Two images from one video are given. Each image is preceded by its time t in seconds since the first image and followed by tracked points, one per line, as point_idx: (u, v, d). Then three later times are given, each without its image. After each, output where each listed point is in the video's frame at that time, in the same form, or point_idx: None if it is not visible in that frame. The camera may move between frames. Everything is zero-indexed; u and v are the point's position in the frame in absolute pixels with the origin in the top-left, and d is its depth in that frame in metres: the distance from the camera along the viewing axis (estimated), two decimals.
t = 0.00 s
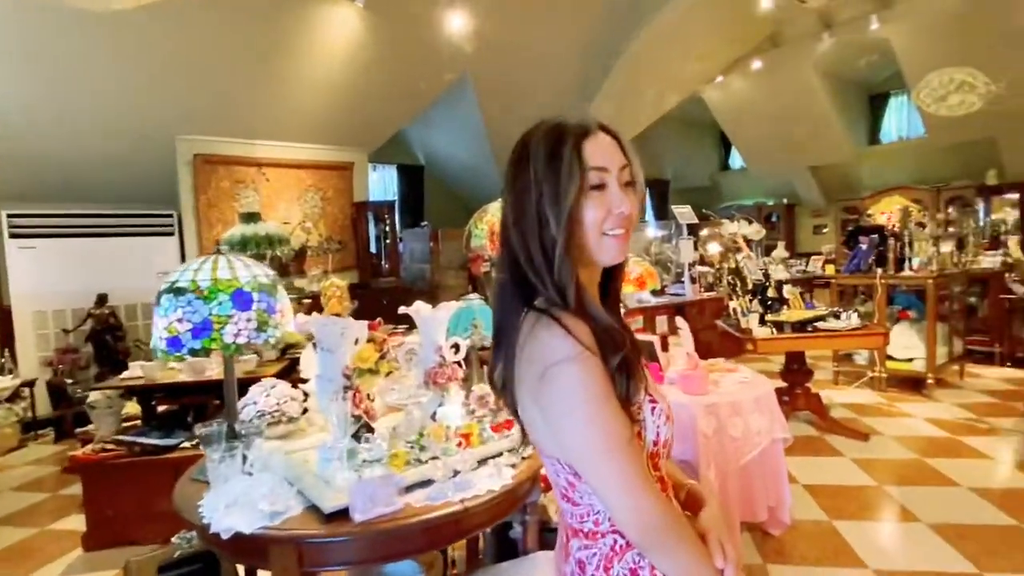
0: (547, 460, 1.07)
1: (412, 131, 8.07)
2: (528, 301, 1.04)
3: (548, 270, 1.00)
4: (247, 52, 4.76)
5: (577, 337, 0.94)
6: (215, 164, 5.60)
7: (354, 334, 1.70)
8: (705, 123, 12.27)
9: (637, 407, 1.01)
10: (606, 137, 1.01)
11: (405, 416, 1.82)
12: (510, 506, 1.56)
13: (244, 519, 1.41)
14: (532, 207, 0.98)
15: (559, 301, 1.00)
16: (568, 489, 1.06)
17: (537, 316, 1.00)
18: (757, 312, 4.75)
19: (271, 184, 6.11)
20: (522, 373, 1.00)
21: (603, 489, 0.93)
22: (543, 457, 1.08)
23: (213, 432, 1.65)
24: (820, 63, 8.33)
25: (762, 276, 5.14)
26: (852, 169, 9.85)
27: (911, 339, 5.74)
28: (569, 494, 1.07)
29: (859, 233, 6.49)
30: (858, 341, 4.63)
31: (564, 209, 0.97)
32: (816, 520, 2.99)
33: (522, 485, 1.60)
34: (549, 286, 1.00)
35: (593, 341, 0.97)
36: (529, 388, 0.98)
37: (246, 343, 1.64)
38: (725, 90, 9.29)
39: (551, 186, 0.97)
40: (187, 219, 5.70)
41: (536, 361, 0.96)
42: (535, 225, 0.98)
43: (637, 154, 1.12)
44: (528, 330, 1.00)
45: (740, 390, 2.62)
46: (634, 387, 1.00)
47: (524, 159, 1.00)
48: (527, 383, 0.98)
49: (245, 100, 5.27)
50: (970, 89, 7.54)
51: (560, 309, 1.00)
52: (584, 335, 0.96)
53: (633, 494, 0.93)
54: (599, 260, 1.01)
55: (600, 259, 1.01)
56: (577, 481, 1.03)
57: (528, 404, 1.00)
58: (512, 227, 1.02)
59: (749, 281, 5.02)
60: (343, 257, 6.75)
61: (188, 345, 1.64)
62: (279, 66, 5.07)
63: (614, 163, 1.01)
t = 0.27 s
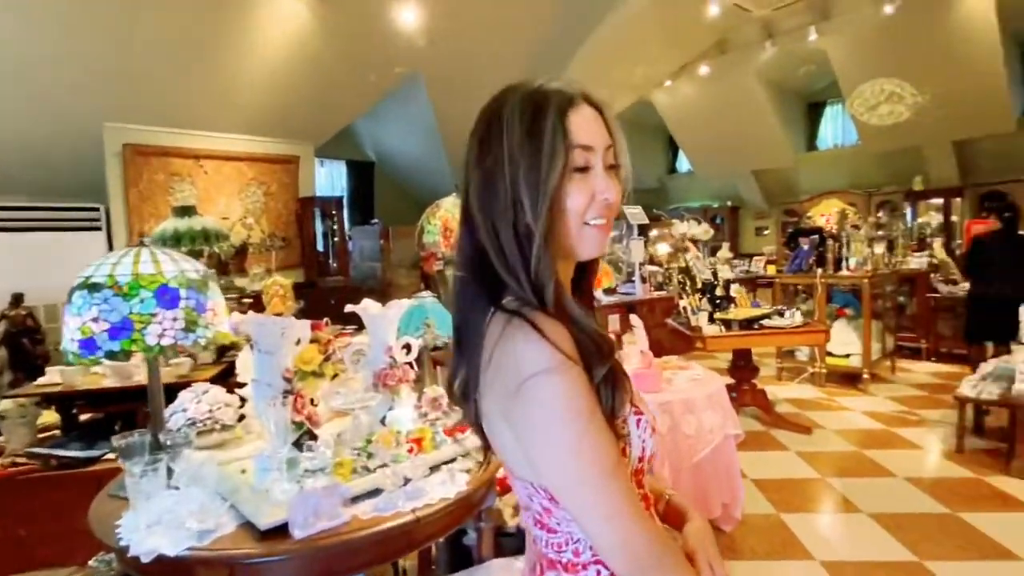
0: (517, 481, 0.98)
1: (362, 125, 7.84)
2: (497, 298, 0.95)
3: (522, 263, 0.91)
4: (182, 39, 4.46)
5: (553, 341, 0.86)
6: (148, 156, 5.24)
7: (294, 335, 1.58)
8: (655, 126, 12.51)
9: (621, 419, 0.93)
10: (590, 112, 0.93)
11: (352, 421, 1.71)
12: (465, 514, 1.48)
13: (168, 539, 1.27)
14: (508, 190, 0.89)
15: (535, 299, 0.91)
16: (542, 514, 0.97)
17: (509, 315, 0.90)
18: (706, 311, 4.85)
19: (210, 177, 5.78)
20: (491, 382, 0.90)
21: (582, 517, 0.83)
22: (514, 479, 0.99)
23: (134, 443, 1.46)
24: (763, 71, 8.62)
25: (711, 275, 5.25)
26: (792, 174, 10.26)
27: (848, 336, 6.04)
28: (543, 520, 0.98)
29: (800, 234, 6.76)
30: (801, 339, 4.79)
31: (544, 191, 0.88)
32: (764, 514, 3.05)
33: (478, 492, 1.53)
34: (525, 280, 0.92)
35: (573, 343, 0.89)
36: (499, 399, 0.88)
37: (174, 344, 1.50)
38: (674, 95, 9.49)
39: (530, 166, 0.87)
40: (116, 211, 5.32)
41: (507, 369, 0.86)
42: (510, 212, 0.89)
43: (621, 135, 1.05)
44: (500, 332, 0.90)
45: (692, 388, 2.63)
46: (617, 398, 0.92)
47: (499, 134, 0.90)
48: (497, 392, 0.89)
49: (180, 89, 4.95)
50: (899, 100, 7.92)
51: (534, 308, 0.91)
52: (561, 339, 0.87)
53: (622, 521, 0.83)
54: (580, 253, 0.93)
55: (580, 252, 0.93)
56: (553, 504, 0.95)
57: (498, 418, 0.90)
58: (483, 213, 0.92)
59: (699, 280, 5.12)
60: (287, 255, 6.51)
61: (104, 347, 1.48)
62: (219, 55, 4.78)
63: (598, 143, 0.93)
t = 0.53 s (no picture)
0: (517, 507, 0.89)
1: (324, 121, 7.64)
2: (502, 304, 0.86)
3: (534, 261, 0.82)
4: (131, 24, 4.23)
5: (568, 349, 0.77)
6: (95, 148, 4.97)
7: (253, 338, 1.49)
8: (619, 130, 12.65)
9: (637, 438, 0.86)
10: (610, 105, 0.86)
11: (315, 428, 1.63)
12: (436, 524, 1.43)
13: (113, 560, 1.17)
14: (521, 178, 0.81)
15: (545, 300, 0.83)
16: (542, 543, 0.89)
17: (516, 321, 0.82)
18: (671, 312, 4.92)
19: (162, 172, 5.53)
20: (496, 395, 0.81)
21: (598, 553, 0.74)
22: (513, 505, 0.90)
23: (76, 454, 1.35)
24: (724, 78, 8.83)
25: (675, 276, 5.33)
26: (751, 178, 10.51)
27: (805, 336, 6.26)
28: (541, 550, 0.90)
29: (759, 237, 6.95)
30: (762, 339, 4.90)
31: (563, 181, 0.80)
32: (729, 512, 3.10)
33: (448, 500, 1.48)
34: (535, 281, 0.84)
35: (588, 352, 0.82)
36: (505, 416, 0.79)
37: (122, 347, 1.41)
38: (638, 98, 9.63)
39: (547, 152, 0.80)
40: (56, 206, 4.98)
41: (516, 380, 0.77)
42: (523, 203, 0.81)
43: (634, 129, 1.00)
44: (507, 337, 0.82)
45: (660, 388, 2.66)
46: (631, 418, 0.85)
47: (511, 116, 0.82)
48: (502, 408, 0.80)
49: (130, 78, 4.70)
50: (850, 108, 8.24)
51: (544, 312, 0.83)
52: (577, 347, 0.79)
53: (642, 559, 0.74)
54: (594, 256, 0.86)
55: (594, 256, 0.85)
56: (556, 531, 0.87)
57: (502, 436, 0.81)
58: (490, 203, 0.83)
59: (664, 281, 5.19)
60: (246, 254, 6.30)
61: (43, 352, 1.38)
62: (173, 43, 4.56)
63: (616, 138, 0.86)
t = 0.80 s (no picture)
0: (535, 527, 0.84)
1: (282, 117, 7.42)
2: (532, 308, 0.83)
3: (577, 264, 0.80)
4: (74, 10, 4.00)
5: (611, 358, 0.75)
6: (34, 139, 4.69)
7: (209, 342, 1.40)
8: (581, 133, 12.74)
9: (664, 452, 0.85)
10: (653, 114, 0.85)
11: (275, 436, 1.57)
12: (403, 534, 1.38)
13: None
14: (569, 177, 0.78)
15: (583, 305, 0.81)
16: (554, 567, 0.84)
17: (551, 328, 0.79)
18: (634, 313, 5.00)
19: (108, 167, 5.25)
20: (535, 405, 0.77)
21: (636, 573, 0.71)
22: (528, 525, 0.84)
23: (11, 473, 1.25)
24: (683, 83, 9.03)
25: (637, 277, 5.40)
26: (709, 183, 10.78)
27: (761, 336, 6.45)
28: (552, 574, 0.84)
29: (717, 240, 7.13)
30: (721, 339, 5.02)
31: (613, 184, 0.79)
32: (692, 511, 3.15)
33: (416, 510, 1.43)
34: (573, 288, 0.81)
35: (626, 361, 0.80)
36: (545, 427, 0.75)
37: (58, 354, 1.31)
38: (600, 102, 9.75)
39: (597, 153, 0.78)
40: None
41: (561, 389, 0.74)
42: (571, 202, 0.78)
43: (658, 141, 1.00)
44: (546, 343, 0.78)
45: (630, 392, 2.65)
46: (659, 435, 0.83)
47: (560, 111, 0.79)
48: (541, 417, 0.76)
49: (73, 66, 4.44)
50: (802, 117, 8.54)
51: (583, 317, 0.81)
52: (617, 357, 0.77)
53: None
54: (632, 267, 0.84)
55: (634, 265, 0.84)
56: (575, 551, 0.82)
57: (538, 448, 0.77)
58: (532, 201, 0.80)
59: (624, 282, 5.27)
60: (199, 252, 6.02)
61: None
62: (120, 31, 4.34)
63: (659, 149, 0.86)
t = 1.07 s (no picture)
0: (552, 511, 0.87)
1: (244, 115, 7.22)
2: (560, 307, 0.86)
3: (609, 270, 0.82)
4: None
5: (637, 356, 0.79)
6: None
7: (167, 347, 1.33)
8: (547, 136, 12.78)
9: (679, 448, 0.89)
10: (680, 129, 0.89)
11: (236, 443, 1.52)
12: (371, 542, 1.36)
13: None
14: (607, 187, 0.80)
15: (612, 308, 0.84)
16: (568, 552, 0.87)
17: (580, 328, 0.82)
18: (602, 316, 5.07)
19: (57, 163, 5.01)
20: (566, 397, 0.80)
21: (658, 559, 0.75)
22: (546, 509, 0.87)
23: None
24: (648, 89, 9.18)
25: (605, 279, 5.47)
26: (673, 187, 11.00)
27: (723, 336, 6.62)
28: (564, 558, 0.87)
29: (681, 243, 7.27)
30: (685, 341, 5.12)
31: (647, 197, 0.81)
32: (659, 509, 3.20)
33: (385, 517, 1.41)
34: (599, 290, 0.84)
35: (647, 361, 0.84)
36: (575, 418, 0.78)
37: None
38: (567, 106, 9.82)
39: (636, 163, 0.81)
40: None
41: (593, 383, 0.78)
42: (608, 211, 0.80)
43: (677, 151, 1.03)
44: (579, 340, 0.82)
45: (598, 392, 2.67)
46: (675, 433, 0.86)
47: (601, 124, 0.81)
48: (573, 410, 0.79)
49: (18, 58, 4.23)
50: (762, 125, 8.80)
51: (611, 319, 0.84)
52: (640, 356, 0.81)
53: (691, 565, 0.77)
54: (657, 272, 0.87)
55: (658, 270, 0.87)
56: (590, 533, 0.86)
57: (568, 437, 0.80)
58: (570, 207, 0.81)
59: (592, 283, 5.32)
60: (156, 252, 5.80)
61: None
62: (70, 23, 4.15)
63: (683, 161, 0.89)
